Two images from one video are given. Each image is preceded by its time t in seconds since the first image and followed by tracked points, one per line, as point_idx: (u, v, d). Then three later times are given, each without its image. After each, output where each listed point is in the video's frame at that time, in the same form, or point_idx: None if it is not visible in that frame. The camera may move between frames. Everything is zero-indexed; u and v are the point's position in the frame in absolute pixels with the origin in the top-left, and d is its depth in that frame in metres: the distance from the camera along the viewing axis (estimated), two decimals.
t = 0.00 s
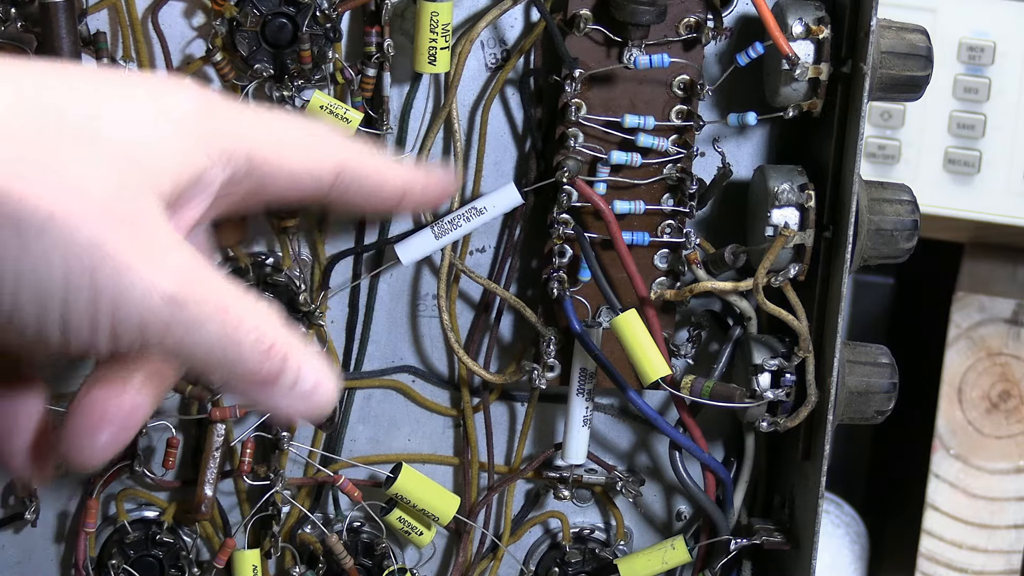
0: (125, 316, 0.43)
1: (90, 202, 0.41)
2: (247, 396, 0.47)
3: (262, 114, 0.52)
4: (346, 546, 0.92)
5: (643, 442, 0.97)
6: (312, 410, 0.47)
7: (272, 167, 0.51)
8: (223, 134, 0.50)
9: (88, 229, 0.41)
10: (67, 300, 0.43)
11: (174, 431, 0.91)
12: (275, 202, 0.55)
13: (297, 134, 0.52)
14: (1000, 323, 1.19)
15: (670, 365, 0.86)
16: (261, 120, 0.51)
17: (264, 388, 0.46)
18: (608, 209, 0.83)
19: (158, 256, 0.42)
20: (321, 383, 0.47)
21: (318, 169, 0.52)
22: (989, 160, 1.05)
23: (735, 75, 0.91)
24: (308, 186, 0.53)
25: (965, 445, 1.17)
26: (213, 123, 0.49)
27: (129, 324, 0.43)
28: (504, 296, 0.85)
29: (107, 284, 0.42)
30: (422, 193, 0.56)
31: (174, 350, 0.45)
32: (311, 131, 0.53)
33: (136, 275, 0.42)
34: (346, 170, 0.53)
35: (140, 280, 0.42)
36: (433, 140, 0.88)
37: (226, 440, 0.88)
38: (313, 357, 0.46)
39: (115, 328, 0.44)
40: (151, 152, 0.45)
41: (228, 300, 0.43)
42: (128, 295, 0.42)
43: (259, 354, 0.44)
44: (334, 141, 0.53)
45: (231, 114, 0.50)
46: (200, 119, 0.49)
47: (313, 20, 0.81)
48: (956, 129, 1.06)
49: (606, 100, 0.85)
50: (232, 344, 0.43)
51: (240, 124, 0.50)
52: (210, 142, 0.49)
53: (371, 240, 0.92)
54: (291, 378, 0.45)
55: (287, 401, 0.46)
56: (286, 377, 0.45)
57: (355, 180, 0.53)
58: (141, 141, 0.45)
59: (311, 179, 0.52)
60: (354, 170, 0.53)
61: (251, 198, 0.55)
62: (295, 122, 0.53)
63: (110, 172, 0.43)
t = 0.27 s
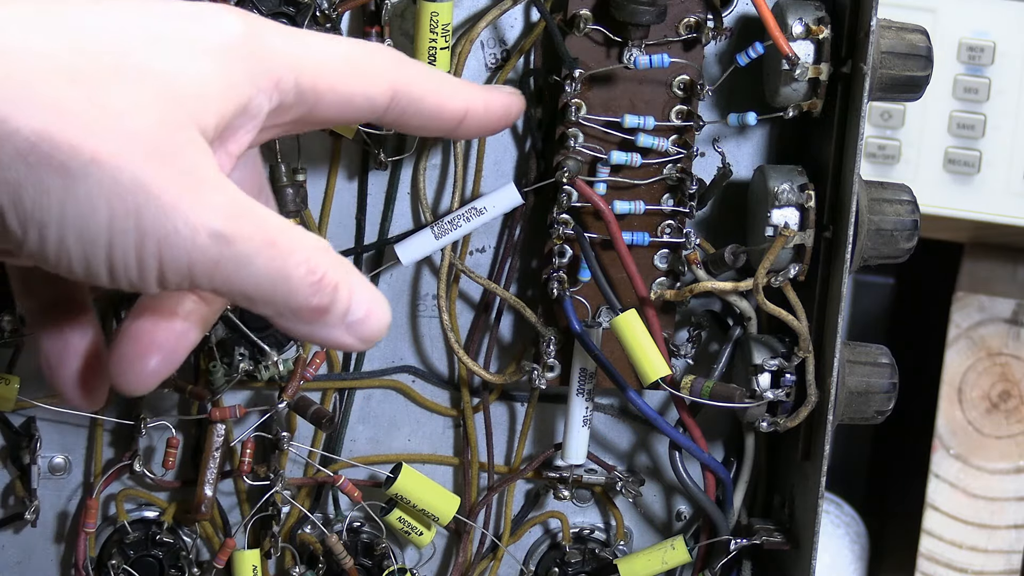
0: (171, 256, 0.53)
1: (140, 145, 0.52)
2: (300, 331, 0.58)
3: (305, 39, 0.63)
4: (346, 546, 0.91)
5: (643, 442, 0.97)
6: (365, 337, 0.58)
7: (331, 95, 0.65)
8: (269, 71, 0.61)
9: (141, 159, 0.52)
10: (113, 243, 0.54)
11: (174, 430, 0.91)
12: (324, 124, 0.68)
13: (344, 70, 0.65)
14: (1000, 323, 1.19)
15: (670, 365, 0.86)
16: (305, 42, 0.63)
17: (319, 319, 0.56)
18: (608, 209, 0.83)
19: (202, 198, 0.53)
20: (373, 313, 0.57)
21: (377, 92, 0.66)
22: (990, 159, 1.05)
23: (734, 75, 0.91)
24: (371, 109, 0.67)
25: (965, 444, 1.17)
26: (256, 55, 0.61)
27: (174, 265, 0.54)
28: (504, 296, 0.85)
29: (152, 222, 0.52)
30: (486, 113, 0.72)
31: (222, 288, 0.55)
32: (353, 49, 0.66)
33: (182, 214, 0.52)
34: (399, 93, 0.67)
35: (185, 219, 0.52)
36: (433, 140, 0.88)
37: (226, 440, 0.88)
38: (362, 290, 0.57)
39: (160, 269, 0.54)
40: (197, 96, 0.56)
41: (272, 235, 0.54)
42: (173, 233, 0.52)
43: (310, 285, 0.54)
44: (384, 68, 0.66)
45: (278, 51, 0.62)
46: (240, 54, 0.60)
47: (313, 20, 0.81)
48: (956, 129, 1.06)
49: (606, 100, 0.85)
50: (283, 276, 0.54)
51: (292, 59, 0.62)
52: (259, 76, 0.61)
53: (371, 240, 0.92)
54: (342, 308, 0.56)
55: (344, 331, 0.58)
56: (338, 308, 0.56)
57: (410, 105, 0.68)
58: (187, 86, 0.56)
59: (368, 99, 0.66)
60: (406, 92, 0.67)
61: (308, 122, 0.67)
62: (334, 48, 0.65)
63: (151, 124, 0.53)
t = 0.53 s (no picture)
0: (187, 259, 0.53)
1: (153, 145, 0.52)
2: (321, 327, 0.57)
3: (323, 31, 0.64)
4: (346, 546, 0.91)
5: (643, 442, 0.97)
6: (386, 330, 0.57)
7: (349, 92, 0.65)
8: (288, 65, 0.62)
9: (156, 161, 0.52)
10: (130, 246, 0.54)
11: (174, 430, 0.91)
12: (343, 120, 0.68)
13: (364, 62, 0.65)
14: (1000, 323, 1.19)
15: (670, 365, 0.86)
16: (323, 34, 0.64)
17: (341, 317, 0.55)
18: (608, 209, 0.83)
19: (218, 197, 0.53)
20: (393, 306, 0.56)
21: (393, 85, 0.65)
22: (990, 159, 1.05)
23: (734, 75, 0.91)
24: (388, 104, 0.67)
25: (965, 445, 1.17)
26: (274, 47, 0.62)
27: (191, 268, 0.54)
28: (504, 296, 0.85)
29: (168, 225, 0.52)
30: (505, 110, 0.69)
31: (241, 291, 0.55)
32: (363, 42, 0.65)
33: (198, 216, 0.52)
34: (417, 89, 0.66)
35: (202, 221, 0.52)
36: (433, 139, 0.88)
37: (226, 440, 0.88)
38: (383, 287, 0.56)
39: (177, 270, 0.54)
40: (212, 93, 0.57)
41: (290, 233, 0.53)
42: (190, 234, 0.52)
43: (330, 283, 0.54)
44: (401, 61, 0.66)
45: (296, 43, 0.62)
46: (255, 47, 0.61)
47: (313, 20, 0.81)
48: (956, 129, 1.06)
49: (606, 100, 0.85)
50: (302, 275, 0.53)
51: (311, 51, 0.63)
52: (277, 71, 0.62)
53: (371, 240, 0.92)
54: (364, 305, 0.55)
55: (366, 327, 0.56)
56: (357, 305, 0.55)
57: (428, 100, 0.67)
58: (199, 81, 0.57)
59: (385, 92, 0.66)
60: (424, 87, 0.66)
61: (324, 115, 0.67)
62: (351, 39, 0.65)
63: (168, 126, 0.53)
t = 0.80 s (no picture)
0: (194, 275, 0.51)
1: (161, 162, 0.49)
2: (327, 335, 0.55)
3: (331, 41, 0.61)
4: (346, 546, 0.91)
5: (643, 442, 0.97)
6: (392, 336, 0.54)
7: (356, 99, 0.62)
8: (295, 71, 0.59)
9: (163, 178, 0.49)
10: (134, 261, 0.52)
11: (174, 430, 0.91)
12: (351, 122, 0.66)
13: (375, 70, 0.62)
14: (1000, 323, 1.19)
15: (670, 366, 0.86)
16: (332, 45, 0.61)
17: (347, 326, 0.53)
18: (608, 209, 0.83)
19: (226, 214, 0.50)
20: (400, 311, 0.53)
21: (402, 96, 0.63)
22: (989, 159, 1.05)
23: (734, 75, 0.91)
24: (395, 112, 0.64)
25: (965, 445, 1.17)
26: (283, 54, 0.59)
27: (197, 282, 0.52)
28: (504, 296, 0.85)
29: (174, 242, 0.50)
30: (512, 129, 0.66)
31: (247, 301, 0.53)
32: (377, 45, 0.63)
33: (206, 232, 0.50)
34: (426, 98, 0.63)
35: (208, 237, 0.50)
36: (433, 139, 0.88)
37: (226, 440, 0.88)
38: (392, 292, 0.53)
39: (182, 284, 0.52)
40: (220, 107, 0.54)
41: (297, 246, 0.51)
42: (196, 251, 0.50)
43: (337, 294, 0.51)
44: (410, 72, 0.63)
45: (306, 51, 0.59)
46: (263, 58, 0.58)
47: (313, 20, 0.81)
48: (956, 129, 1.06)
49: (606, 100, 0.85)
50: (310, 287, 0.51)
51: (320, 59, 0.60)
52: (281, 79, 0.58)
53: (371, 240, 0.92)
54: (371, 313, 0.52)
55: (371, 334, 0.54)
56: (366, 315, 0.52)
57: (436, 109, 0.64)
58: (206, 95, 0.53)
59: (393, 101, 0.63)
60: (434, 97, 0.64)
61: (332, 119, 0.65)
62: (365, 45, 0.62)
63: (175, 142, 0.50)
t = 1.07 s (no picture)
0: (173, 332, 0.55)
1: (153, 220, 0.53)
2: (299, 389, 0.60)
3: (327, 107, 0.65)
4: (346, 546, 0.91)
5: (643, 442, 0.97)
6: (360, 393, 0.61)
7: (343, 171, 0.66)
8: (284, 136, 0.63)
9: (154, 237, 0.53)
10: (115, 315, 0.55)
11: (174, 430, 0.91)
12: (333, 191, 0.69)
13: (360, 151, 0.66)
14: (1000, 323, 1.19)
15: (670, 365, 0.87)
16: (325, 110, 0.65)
17: (321, 384, 0.59)
18: (608, 209, 0.83)
19: (210, 275, 0.54)
20: (372, 369, 0.60)
21: (388, 175, 0.67)
22: (989, 159, 1.05)
23: (734, 75, 0.91)
24: (381, 191, 0.68)
25: (965, 445, 1.17)
26: (280, 113, 0.63)
27: (175, 339, 0.56)
28: (504, 295, 0.85)
29: (157, 300, 0.54)
30: (489, 212, 0.72)
31: (225, 359, 0.57)
32: (361, 118, 0.67)
33: (189, 291, 0.54)
34: (411, 177, 0.68)
35: (191, 298, 0.54)
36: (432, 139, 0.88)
37: (226, 441, 0.88)
38: (365, 351, 0.59)
39: (160, 339, 0.56)
40: (214, 164, 0.58)
41: (277, 307, 0.56)
42: (178, 311, 0.54)
43: (313, 355, 0.57)
44: (402, 153, 0.67)
45: (299, 114, 0.63)
46: (259, 115, 0.62)
47: (313, 20, 0.81)
48: (956, 129, 1.06)
49: (606, 100, 0.85)
50: (287, 348, 0.56)
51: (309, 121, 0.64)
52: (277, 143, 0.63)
53: (371, 240, 0.92)
54: (346, 370, 0.58)
55: (345, 390, 0.60)
56: (337, 373, 0.58)
57: (420, 190, 0.69)
58: (201, 152, 0.57)
59: (379, 181, 0.67)
60: (418, 176, 0.68)
61: (317, 186, 0.69)
62: (355, 135, 0.66)
63: (168, 201, 0.54)
